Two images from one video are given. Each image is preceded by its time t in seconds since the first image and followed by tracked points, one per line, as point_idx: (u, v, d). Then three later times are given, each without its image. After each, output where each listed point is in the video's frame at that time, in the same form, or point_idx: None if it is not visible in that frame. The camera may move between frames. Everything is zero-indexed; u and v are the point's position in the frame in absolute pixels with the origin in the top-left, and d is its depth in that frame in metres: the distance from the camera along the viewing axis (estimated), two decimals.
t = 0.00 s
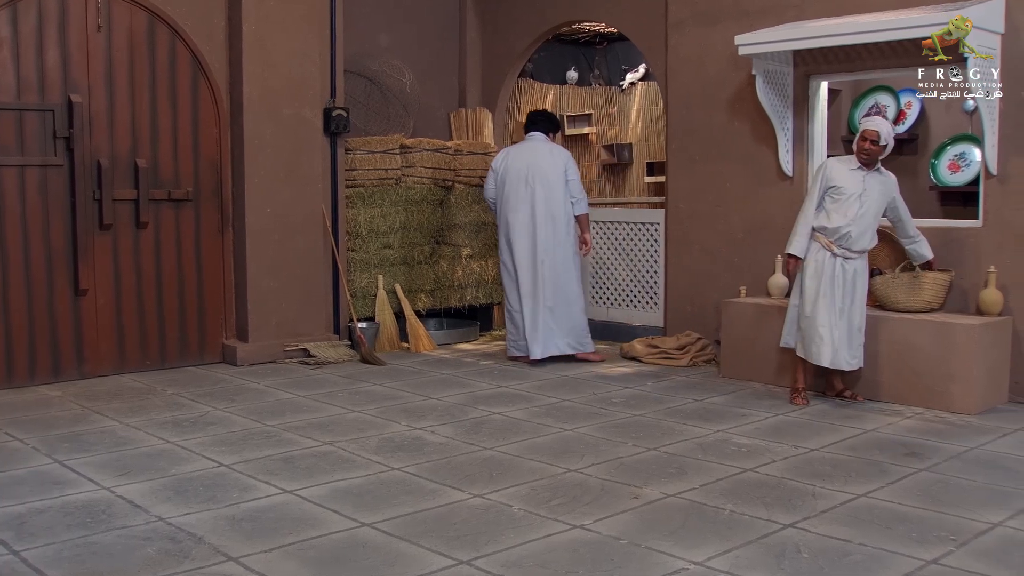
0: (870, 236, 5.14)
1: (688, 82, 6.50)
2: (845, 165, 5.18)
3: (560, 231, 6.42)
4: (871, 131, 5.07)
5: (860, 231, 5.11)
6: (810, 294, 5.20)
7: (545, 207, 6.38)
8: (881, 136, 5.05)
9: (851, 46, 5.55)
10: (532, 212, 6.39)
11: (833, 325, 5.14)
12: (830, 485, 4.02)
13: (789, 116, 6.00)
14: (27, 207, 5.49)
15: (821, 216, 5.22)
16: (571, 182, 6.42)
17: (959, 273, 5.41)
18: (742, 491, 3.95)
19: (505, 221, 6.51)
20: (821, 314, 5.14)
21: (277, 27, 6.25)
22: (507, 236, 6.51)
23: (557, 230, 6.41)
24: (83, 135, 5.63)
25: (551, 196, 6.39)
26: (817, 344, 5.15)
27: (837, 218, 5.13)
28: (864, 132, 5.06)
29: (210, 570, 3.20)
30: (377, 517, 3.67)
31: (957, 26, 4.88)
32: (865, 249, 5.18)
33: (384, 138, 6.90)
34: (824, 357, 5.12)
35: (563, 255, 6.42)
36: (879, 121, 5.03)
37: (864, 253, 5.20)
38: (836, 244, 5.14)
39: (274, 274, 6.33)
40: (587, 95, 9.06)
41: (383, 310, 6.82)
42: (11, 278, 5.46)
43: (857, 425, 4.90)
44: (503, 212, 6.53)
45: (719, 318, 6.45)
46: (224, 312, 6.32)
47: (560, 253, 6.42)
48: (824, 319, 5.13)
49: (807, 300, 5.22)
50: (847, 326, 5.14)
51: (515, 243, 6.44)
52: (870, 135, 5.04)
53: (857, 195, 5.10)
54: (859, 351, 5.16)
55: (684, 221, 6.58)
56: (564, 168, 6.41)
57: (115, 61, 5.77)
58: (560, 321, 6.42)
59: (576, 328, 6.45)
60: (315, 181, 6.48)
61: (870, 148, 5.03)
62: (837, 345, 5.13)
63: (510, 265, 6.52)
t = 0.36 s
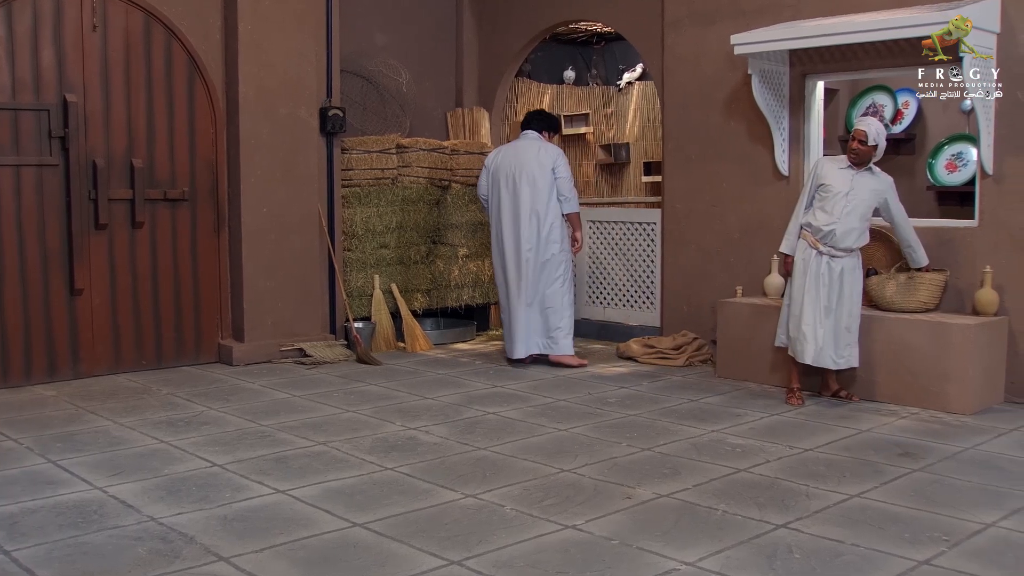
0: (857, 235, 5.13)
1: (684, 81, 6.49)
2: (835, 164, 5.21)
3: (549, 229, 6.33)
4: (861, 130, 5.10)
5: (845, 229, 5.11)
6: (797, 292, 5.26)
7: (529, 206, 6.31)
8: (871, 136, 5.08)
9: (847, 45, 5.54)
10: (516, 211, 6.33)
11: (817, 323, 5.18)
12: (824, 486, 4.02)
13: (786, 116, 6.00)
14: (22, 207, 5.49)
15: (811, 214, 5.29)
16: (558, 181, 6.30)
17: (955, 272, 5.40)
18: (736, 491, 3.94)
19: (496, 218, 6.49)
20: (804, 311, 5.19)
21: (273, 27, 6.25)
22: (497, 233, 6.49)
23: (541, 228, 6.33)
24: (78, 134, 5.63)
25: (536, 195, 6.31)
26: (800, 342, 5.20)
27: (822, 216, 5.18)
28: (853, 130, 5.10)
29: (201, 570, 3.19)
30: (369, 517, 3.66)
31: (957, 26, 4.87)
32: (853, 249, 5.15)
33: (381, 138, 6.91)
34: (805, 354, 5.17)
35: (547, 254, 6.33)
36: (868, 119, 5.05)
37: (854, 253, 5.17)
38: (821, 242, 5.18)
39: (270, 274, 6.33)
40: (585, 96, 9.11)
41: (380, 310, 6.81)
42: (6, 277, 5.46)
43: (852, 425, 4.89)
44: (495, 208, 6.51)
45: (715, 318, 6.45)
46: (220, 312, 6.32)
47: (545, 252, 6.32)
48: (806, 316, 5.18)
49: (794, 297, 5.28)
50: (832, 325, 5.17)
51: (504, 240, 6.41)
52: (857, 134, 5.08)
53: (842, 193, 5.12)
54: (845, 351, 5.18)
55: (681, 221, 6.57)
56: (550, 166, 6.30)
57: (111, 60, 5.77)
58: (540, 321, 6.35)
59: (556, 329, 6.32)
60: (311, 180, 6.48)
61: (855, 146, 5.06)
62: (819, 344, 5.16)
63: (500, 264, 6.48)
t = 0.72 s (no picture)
0: (848, 236, 5.13)
1: (680, 81, 6.49)
2: (828, 164, 5.20)
3: (547, 231, 6.23)
4: (856, 131, 5.05)
5: (837, 231, 5.11)
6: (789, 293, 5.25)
7: (523, 207, 6.24)
8: (867, 135, 5.04)
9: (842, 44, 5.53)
10: (510, 212, 6.28)
11: (808, 325, 5.19)
12: (817, 486, 4.01)
13: (781, 115, 5.99)
14: (18, 206, 5.49)
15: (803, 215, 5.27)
16: (552, 184, 6.15)
17: (951, 272, 5.39)
18: (728, 492, 3.93)
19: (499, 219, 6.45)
20: (796, 312, 5.19)
21: (269, 26, 6.24)
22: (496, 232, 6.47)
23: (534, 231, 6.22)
24: (73, 134, 5.63)
25: (530, 197, 6.22)
26: (790, 343, 5.21)
27: (815, 217, 5.17)
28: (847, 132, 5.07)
29: (190, 570, 3.19)
30: (360, 517, 3.66)
31: (957, 26, 4.87)
32: (845, 250, 5.15)
33: (377, 138, 6.86)
34: (795, 356, 5.18)
35: (538, 257, 6.22)
36: (861, 120, 5.02)
37: (846, 253, 5.18)
38: (814, 244, 5.18)
39: (265, 274, 6.33)
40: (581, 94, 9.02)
41: (376, 310, 6.81)
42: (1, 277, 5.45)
43: (846, 425, 4.88)
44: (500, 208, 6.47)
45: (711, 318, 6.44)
46: (216, 311, 6.32)
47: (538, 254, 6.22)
48: (797, 318, 5.19)
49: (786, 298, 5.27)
50: (824, 326, 5.18)
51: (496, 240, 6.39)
52: (853, 136, 5.02)
53: (835, 194, 5.11)
54: (838, 351, 5.19)
55: (677, 221, 6.56)
56: (543, 168, 6.16)
57: (106, 60, 5.77)
58: (527, 325, 6.27)
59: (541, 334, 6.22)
60: (307, 180, 6.47)
61: (850, 148, 5.03)
62: (810, 345, 5.18)
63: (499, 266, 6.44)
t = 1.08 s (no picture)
0: (846, 237, 5.16)
1: (676, 80, 6.48)
2: (822, 165, 5.18)
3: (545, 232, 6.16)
4: (850, 134, 5.04)
5: (837, 232, 5.12)
6: (790, 297, 5.20)
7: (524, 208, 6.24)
8: (860, 137, 5.04)
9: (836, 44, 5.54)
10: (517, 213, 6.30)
11: (809, 327, 5.17)
12: (809, 486, 4.00)
13: (777, 115, 5.97)
14: (12, 207, 5.49)
15: (799, 217, 5.24)
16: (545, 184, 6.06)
17: (946, 272, 5.38)
18: (720, 492, 3.93)
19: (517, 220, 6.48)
20: (798, 316, 5.16)
21: (264, 26, 6.24)
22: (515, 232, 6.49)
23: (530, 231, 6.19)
24: (68, 134, 5.63)
25: (529, 197, 6.21)
26: (793, 347, 5.18)
27: (815, 220, 5.14)
28: (843, 134, 5.05)
29: (178, 570, 3.19)
30: (350, 518, 3.65)
31: (957, 26, 4.89)
32: (842, 250, 5.17)
33: (373, 138, 6.89)
34: (798, 360, 5.14)
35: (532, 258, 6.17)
36: (857, 122, 5.01)
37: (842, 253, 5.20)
38: (813, 247, 5.15)
39: (261, 273, 6.33)
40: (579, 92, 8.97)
41: (371, 310, 6.81)
42: None
43: (840, 425, 4.87)
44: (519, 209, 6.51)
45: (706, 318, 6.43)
46: (211, 311, 6.32)
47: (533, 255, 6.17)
48: (800, 321, 5.16)
49: (786, 302, 5.22)
50: (822, 326, 5.19)
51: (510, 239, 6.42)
52: (850, 141, 5.01)
53: (834, 196, 5.12)
54: (836, 350, 5.21)
55: (672, 220, 6.55)
56: (536, 168, 6.13)
57: (101, 60, 5.77)
58: (524, 328, 6.21)
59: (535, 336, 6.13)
60: (303, 180, 6.47)
61: (849, 150, 5.03)
62: (811, 347, 5.17)
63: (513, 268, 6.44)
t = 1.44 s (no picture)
0: (838, 233, 5.17)
1: (671, 79, 6.46)
2: (803, 166, 5.20)
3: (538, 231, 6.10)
4: (826, 130, 5.07)
5: (830, 230, 5.12)
6: (795, 301, 5.15)
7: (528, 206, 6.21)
8: (837, 132, 5.08)
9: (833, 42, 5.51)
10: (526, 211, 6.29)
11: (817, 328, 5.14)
12: (799, 487, 3.99)
13: (772, 114, 5.96)
14: (5, 206, 5.49)
15: (790, 220, 5.21)
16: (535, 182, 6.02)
17: (941, 271, 5.37)
18: (710, 493, 3.91)
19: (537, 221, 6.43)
20: (806, 319, 5.12)
21: (258, 25, 6.24)
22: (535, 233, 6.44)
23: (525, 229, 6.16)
24: (62, 133, 5.63)
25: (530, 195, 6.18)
26: (804, 351, 5.13)
27: (808, 221, 5.13)
28: (822, 132, 5.07)
29: (165, 570, 3.18)
30: (338, 518, 3.65)
31: (957, 26, 4.94)
32: (836, 247, 5.18)
33: (368, 137, 6.90)
34: (810, 363, 5.11)
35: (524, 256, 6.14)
36: (834, 118, 5.05)
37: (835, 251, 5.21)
38: (809, 248, 5.13)
39: (255, 273, 6.32)
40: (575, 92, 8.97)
41: (367, 310, 6.80)
42: None
43: (833, 426, 4.86)
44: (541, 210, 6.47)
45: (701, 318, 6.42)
46: (205, 311, 6.32)
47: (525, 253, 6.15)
48: (806, 322, 5.12)
49: (793, 307, 5.16)
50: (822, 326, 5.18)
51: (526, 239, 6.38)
52: (828, 136, 5.05)
53: (824, 194, 5.12)
54: (836, 348, 5.21)
55: (667, 220, 6.54)
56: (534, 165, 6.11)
57: (95, 60, 5.77)
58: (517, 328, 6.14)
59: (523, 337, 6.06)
60: (298, 180, 6.47)
61: (831, 147, 5.05)
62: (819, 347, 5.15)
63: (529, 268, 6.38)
